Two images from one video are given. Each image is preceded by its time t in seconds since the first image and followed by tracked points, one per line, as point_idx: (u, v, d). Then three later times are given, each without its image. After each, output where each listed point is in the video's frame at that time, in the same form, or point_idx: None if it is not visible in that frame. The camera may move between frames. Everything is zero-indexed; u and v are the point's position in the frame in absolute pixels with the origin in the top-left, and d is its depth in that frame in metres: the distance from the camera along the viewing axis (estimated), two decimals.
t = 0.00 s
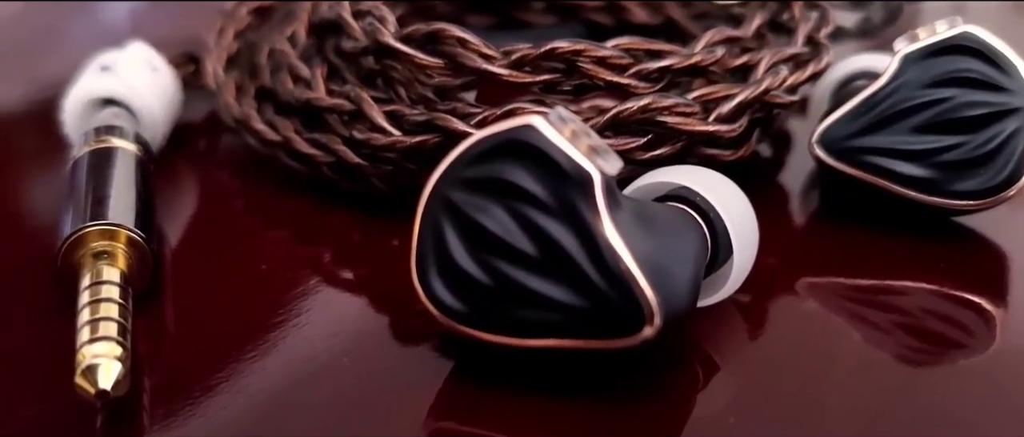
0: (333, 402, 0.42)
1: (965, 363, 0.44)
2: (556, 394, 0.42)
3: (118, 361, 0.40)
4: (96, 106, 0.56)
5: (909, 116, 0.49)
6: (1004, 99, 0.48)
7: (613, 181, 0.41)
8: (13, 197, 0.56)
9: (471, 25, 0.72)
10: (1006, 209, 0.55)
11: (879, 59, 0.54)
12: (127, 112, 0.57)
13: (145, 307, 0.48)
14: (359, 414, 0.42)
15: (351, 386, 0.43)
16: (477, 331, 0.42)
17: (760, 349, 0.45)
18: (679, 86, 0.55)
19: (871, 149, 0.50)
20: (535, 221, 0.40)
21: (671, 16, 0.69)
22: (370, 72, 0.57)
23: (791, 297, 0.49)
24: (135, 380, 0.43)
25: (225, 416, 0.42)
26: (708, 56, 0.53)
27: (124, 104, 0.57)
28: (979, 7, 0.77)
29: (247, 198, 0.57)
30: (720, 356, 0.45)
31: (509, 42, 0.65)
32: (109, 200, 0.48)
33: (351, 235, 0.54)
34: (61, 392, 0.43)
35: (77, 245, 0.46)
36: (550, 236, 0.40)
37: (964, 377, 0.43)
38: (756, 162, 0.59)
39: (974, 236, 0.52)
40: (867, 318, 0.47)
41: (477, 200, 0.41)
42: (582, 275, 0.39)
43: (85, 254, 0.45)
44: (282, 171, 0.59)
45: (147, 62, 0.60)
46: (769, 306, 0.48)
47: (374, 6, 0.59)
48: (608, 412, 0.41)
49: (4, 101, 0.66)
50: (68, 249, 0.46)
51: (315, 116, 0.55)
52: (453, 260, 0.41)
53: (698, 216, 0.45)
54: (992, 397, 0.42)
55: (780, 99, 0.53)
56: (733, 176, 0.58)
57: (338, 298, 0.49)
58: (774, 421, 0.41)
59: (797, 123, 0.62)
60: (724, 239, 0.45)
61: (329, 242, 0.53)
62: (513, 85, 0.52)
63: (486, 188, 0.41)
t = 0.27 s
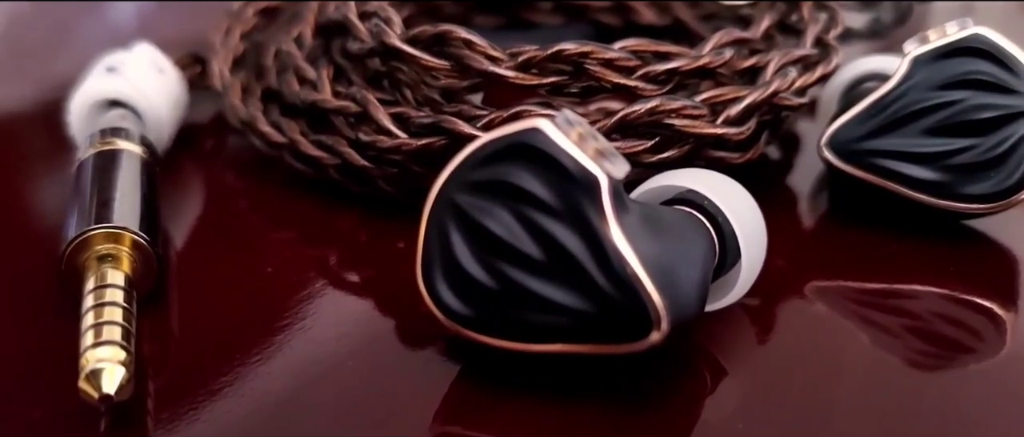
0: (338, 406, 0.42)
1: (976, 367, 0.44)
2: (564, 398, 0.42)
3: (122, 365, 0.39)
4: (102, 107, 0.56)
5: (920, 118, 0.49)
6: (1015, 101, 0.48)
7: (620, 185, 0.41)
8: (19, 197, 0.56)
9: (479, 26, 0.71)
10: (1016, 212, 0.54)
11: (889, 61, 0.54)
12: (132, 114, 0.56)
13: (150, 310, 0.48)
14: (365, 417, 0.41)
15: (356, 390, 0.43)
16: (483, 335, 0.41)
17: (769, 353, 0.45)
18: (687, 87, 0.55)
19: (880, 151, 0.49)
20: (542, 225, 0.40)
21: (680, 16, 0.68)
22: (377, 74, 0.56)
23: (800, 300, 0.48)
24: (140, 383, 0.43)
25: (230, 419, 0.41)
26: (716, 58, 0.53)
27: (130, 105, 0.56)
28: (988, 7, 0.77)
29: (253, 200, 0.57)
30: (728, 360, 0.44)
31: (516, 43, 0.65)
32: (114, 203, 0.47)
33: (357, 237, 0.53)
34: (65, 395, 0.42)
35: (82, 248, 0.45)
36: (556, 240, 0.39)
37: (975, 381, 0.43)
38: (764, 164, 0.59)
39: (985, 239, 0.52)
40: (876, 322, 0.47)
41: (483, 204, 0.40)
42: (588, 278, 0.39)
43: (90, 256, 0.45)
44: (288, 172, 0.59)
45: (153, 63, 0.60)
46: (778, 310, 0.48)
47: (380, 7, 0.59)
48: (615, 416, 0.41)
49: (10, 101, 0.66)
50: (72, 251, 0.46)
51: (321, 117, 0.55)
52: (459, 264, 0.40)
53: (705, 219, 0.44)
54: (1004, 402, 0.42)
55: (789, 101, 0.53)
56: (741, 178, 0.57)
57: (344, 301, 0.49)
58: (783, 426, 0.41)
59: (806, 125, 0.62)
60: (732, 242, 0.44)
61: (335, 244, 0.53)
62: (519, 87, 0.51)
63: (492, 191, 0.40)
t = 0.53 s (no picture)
0: (344, 406, 0.42)
1: (985, 368, 0.43)
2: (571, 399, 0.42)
3: (128, 365, 0.39)
4: (108, 108, 0.56)
5: (929, 118, 0.48)
6: None
7: (627, 185, 0.40)
8: (25, 197, 0.56)
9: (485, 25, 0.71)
10: None
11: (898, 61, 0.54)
12: (138, 114, 0.56)
13: (156, 310, 0.48)
14: (370, 418, 0.41)
15: (362, 391, 0.43)
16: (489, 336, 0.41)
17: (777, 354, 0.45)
18: (695, 88, 0.54)
19: (889, 151, 0.49)
20: (548, 225, 0.39)
21: (687, 16, 0.68)
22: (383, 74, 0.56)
23: (808, 301, 0.48)
24: (145, 384, 0.43)
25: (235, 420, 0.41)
26: (724, 58, 0.52)
27: (136, 106, 0.56)
28: (998, 7, 0.76)
29: (260, 200, 0.57)
30: (735, 361, 0.44)
31: (522, 43, 0.64)
32: (120, 203, 0.47)
33: (363, 237, 0.53)
34: (70, 396, 0.42)
35: (87, 248, 0.45)
36: (562, 241, 0.39)
37: (984, 383, 0.43)
38: (772, 164, 0.59)
39: (994, 240, 0.52)
40: (884, 323, 0.47)
41: (489, 204, 0.40)
42: (594, 279, 0.39)
43: (96, 256, 0.45)
44: (294, 172, 0.59)
45: (160, 63, 0.60)
46: (786, 311, 0.47)
47: (387, 7, 0.59)
48: (621, 418, 0.41)
49: (17, 100, 0.66)
50: (78, 251, 0.45)
51: (327, 117, 0.55)
52: (465, 264, 0.40)
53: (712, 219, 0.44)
54: (1013, 404, 0.41)
55: (797, 101, 0.52)
56: (748, 179, 0.57)
57: (350, 301, 0.49)
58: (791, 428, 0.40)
59: (814, 125, 0.62)
60: (740, 243, 0.44)
61: (341, 244, 0.53)
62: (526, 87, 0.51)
63: (499, 192, 0.40)
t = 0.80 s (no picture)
0: (353, 408, 0.42)
1: (998, 371, 0.43)
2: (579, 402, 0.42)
3: (138, 367, 0.39)
4: (118, 109, 0.56)
5: (942, 120, 0.48)
6: None
7: (638, 187, 0.40)
8: (35, 198, 0.56)
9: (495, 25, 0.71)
10: None
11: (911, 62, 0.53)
12: (148, 115, 0.56)
13: (166, 311, 0.48)
14: (380, 420, 0.41)
15: (372, 392, 0.43)
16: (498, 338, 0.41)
17: (788, 356, 0.44)
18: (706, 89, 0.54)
19: (901, 153, 0.49)
20: (558, 226, 0.39)
21: (697, 17, 0.68)
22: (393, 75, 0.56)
23: (819, 304, 0.48)
24: (154, 385, 0.43)
25: (246, 421, 0.41)
26: (735, 59, 0.52)
27: (146, 108, 0.56)
28: (1010, 8, 0.76)
29: (269, 201, 0.57)
30: (747, 364, 0.44)
31: (532, 44, 0.64)
32: (130, 204, 0.47)
33: (372, 238, 0.53)
34: (80, 397, 0.42)
35: (97, 249, 0.45)
36: (572, 242, 0.39)
37: (996, 386, 0.42)
38: (783, 166, 0.58)
39: (1007, 242, 0.51)
40: (896, 325, 0.46)
41: (499, 206, 0.40)
42: (605, 281, 0.39)
43: (105, 257, 0.45)
44: (304, 173, 0.59)
45: (170, 64, 0.60)
46: (797, 313, 0.47)
47: (397, 7, 0.59)
48: (632, 421, 0.41)
49: (27, 101, 0.66)
50: (87, 252, 0.45)
51: (337, 118, 0.55)
52: (475, 266, 0.40)
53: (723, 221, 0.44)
54: None
55: (809, 102, 0.52)
56: (759, 180, 0.57)
57: (359, 303, 0.49)
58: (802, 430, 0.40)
59: (825, 126, 0.61)
60: (752, 245, 0.44)
61: (351, 245, 0.53)
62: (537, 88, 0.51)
63: (509, 193, 0.40)
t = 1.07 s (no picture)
0: (366, 406, 0.42)
1: (1011, 371, 0.43)
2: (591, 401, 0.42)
3: (152, 363, 0.39)
4: (131, 107, 0.56)
5: (955, 119, 0.48)
6: None
7: (651, 185, 0.40)
8: (49, 196, 0.56)
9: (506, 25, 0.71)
10: None
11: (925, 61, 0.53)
12: (162, 113, 0.56)
13: (180, 309, 0.48)
14: (393, 417, 0.41)
15: (384, 390, 0.43)
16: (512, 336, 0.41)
17: (800, 356, 0.44)
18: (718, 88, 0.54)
19: (914, 152, 0.48)
20: (572, 224, 0.39)
21: (710, 16, 0.68)
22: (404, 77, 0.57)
23: (832, 303, 0.48)
24: (168, 383, 0.43)
25: (259, 419, 0.41)
26: (748, 58, 0.52)
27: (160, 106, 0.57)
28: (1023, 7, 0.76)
29: (282, 199, 0.57)
30: (759, 363, 0.44)
31: (544, 43, 0.64)
32: (145, 201, 0.48)
33: (385, 237, 0.53)
34: (94, 394, 0.42)
35: (112, 247, 0.45)
36: (586, 240, 0.39)
37: (1010, 386, 0.42)
38: (795, 165, 0.58)
39: (1020, 242, 0.51)
40: (908, 325, 0.46)
41: (513, 204, 0.40)
42: (618, 279, 0.39)
43: (120, 254, 0.45)
44: (316, 172, 0.59)
45: (183, 64, 0.60)
46: (809, 312, 0.47)
47: (409, 6, 0.59)
48: (643, 419, 0.41)
49: (42, 100, 0.66)
50: (102, 249, 0.46)
51: (349, 116, 0.55)
52: (488, 264, 0.40)
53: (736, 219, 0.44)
54: None
55: (821, 101, 0.52)
56: (772, 179, 0.57)
57: (372, 300, 0.49)
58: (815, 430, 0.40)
59: (838, 126, 0.61)
60: (764, 244, 0.44)
61: (364, 244, 0.53)
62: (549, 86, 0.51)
63: (522, 191, 0.40)
